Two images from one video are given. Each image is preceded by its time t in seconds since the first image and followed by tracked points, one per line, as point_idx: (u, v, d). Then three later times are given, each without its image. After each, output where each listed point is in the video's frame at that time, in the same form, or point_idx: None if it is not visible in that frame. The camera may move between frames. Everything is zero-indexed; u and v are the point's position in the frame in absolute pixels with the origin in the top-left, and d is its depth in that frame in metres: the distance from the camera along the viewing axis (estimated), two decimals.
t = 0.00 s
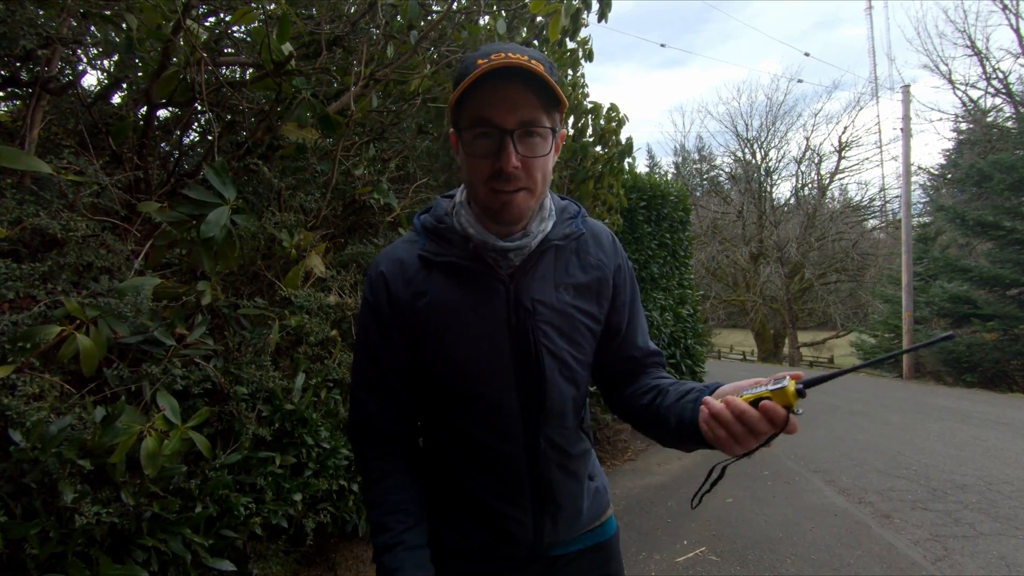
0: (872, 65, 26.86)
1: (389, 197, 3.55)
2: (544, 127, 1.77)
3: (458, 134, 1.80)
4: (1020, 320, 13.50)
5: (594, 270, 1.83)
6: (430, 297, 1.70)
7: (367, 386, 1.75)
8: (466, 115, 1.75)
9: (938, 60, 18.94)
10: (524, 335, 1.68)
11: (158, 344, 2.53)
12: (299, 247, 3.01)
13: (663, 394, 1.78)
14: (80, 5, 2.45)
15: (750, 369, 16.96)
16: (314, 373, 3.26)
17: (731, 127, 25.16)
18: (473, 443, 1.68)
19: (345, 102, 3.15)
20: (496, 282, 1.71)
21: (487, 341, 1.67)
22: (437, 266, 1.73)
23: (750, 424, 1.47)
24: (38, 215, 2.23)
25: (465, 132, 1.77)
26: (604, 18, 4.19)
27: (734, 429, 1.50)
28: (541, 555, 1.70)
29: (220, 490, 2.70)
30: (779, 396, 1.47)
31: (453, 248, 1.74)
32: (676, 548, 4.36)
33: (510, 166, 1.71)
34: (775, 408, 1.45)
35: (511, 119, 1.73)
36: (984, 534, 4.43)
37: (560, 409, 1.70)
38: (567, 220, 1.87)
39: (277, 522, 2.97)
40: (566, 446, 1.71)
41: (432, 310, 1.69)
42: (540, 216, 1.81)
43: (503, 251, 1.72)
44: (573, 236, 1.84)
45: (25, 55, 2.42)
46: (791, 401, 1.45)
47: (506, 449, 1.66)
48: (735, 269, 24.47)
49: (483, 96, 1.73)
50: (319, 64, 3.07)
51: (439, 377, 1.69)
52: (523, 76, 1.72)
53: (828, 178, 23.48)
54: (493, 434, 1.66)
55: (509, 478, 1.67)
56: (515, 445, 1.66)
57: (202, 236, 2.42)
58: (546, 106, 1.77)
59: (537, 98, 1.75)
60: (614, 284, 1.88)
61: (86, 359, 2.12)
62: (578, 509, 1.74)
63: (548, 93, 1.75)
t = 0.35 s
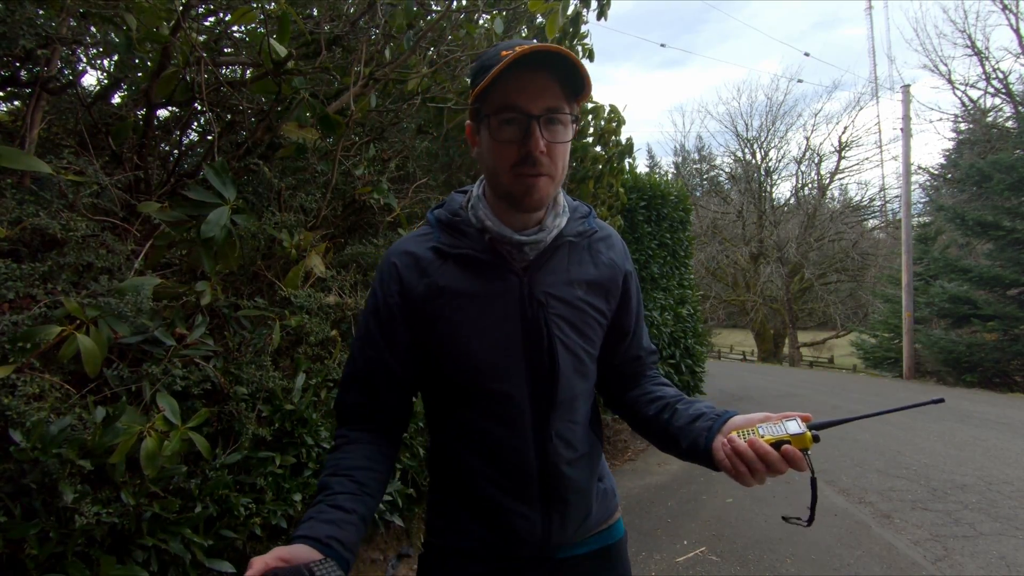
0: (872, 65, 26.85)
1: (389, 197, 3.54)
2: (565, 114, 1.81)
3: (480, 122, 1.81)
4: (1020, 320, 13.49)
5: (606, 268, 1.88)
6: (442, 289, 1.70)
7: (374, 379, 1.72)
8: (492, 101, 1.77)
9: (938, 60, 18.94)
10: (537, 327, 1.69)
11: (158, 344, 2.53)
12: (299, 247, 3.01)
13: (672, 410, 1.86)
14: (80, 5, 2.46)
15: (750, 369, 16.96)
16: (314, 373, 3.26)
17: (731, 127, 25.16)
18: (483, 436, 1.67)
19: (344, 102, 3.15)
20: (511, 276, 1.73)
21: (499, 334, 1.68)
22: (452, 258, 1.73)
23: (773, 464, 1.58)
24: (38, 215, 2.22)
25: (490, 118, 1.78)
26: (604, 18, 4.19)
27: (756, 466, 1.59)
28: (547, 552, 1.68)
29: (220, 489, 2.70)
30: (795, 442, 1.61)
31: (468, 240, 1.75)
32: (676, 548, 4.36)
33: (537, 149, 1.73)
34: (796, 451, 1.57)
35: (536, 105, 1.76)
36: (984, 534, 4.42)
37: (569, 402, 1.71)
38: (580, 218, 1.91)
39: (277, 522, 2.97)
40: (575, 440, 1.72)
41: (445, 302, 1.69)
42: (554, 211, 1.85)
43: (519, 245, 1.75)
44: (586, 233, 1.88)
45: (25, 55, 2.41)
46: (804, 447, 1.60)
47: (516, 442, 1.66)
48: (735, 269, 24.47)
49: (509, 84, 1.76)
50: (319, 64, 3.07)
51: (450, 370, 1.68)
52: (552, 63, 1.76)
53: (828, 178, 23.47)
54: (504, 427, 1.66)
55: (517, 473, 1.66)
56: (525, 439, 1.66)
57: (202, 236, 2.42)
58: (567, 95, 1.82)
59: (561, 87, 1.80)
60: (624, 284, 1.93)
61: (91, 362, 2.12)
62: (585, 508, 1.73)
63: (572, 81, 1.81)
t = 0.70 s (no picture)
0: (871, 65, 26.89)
1: (389, 197, 3.54)
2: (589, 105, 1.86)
3: (516, 115, 1.73)
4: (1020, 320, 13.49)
5: (603, 264, 1.90)
6: (447, 291, 1.68)
7: (376, 390, 1.68)
8: (536, 92, 1.72)
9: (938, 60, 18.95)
10: (544, 328, 1.70)
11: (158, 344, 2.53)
12: (298, 247, 2.98)
13: (673, 402, 1.86)
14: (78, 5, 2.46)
15: (750, 369, 16.98)
16: (313, 373, 3.26)
17: (731, 127, 25.16)
18: (493, 442, 1.66)
19: (344, 102, 3.14)
20: (515, 276, 1.73)
21: (506, 334, 1.67)
22: (454, 260, 1.72)
23: (773, 454, 1.60)
24: (38, 215, 2.22)
25: (533, 111, 1.72)
26: (604, 17, 4.18)
27: (756, 455, 1.61)
28: (556, 553, 1.68)
29: (220, 490, 2.70)
30: (794, 430, 1.62)
31: (470, 244, 1.74)
32: (676, 548, 4.36)
33: (584, 142, 1.76)
34: (795, 441, 1.59)
35: (576, 99, 1.77)
36: (984, 534, 4.42)
37: (576, 400, 1.73)
38: (575, 215, 1.94)
39: (277, 522, 2.97)
40: (582, 438, 1.73)
41: (450, 307, 1.67)
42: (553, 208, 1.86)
43: (523, 245, 1.74)
44: (582, 230, 1.91)
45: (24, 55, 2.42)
46: (803, 435, 1.61)
47: (526, 446, 1.65)
48: (735, 269, 24.47)
49: (551, 81, 1.72)
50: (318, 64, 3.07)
51: (456, 372, 1.66)
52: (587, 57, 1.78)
53: (827, 178, 23.47)
54: (513, 429, 1.65)
55: (528, 477, 1.65)
56: (535, 441, 1.65)
57: (201, 235, 2.41)
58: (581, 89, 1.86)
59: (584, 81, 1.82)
60: (621, 279, 1.95)
61: (87, 361, 2.10)
62: (591, 506, 1.75)
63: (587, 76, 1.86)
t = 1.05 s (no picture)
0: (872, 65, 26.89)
1: (388, 197, 3.54)
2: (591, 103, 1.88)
3: (530, 111, 1.73)
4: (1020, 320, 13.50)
5: (602, 259, 1.94)
6: (456, 291, 1.65)
7: (382, 394, 1.63)
8: (548, 89, 1.73)
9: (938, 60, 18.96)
10: (553, 325, 1.72)
11: (158, 344, 2.53)
12: (298, 247, 2.98)
13: (673, 393, 1.87)
14: (77, 5, 2.48)
15: (750, 369, 16.99)
16: (313, 373, 3.26)
17: (731, 127, 25.18)
18: (504, 443, 1.64)
19: (344, 102, 3.14)
20: (522, 273, 1.73)
21: (517, 333, 1.67)
22: (463, 258, 1.69)
23: (776, 433, 1.64)
24: (37, 215, 2.22)
25: (547, 107, 1.73)
26: (604, 16, 4.19)
27: (761, 436, 1.64)
28: (565, 552, 1.69)
29: (220, 490, 2.70)
30: (793, 410, 1.67)
31: (477, 241, 1.73)
32: (676, 548, 4.36)
33: (594, 139, 1.78)
34: (795, 419, 1.65)
35: (585, 96, 1.79)
36: (984, 534, 4.42)
37: (582, 397, 1.76)
38: (573, 212, 1.96)
39: (277, 522, 2.97)
40: (586, 434, 1.76)
41: (460, 306, 1.64)
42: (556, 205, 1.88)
43: (532, 242, 1.74)
44: (582, 227, 1.94)
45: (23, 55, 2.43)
46: (802, 414, 1.67)
47: (538, 445, 1.65)
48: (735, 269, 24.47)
49: (563, 79, 1.74)
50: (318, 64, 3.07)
51: (467, 373, 1.63)
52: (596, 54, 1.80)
53: (828, 178, 23.47)
54: (526, 429, 1.64)
55: (539, 476, 1.65)
56: (546, 440, 1.66)
57: (199, 235, 2.42)
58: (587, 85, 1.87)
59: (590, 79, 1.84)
60: (618, 276, 1.99)
61: (86, 361, 2.11)
62: (595, 502, 1.77)
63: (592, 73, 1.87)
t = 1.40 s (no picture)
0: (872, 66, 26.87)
1: (389, 197, 3.54)
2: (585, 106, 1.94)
3: (541, 109, 1.76)
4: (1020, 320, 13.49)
5: (595, 254, 1.96)
6: (464, 284, 1.65)
7: (390, 392, 1.61)
8: (556, 89, 1.77)
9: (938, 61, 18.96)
10: (558, 317, 1.73)
11: (158, 344, 2.53)
12: (298, 247, 2.99)
13: (670, 377, 1.88)
14: (78, 5, 2.50)
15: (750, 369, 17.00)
16: (313, 373, 3.26)
17: (732, 127, 25.18)
18: (514, 437, 1.63)
19: (344, 102, 3.14)
20: (525, 266, 1.75)
21: (524, 325, 1.68)
22: (469, 252, 1.70)
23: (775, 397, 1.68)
24: (37, 215, 2.22)
25: (557, 106, 1.77)
26: (604, 16, 4.19)
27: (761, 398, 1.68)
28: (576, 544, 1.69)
29: (220, 490, 2.71)
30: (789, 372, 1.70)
31: (482, 236, 1.74)
32: (676, 548, 4.36)
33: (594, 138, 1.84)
34: (792, 380, 1.68)
35: (585, 101, 1.85)
36: (984, 534, 4.42)
37: (586, 388, 1.78)
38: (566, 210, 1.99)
39: (277, 522, 2.97)
40: (591, 426, 1.78)
41: (469, 300, 1.64)
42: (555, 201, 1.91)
43: (535, 234, 1.77)
44: (575, 224, 1.97)
45: (25, 55, 2.42)
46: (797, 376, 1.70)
47: (548, 437, 1.65)
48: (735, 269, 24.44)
49: (568, 79, 1.79)
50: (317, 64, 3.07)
51: (477, 367, 1.63)
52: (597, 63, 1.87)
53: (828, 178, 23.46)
54: (536, 421, 1.64)
55: (549, 470, 1.65)
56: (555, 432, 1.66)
57: (200, 235, 2.41)
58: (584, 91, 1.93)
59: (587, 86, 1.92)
60: (612, 272, 2.02)
61: (82, 359, 2.11)
62: (600, 498, 1.78)
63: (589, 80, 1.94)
